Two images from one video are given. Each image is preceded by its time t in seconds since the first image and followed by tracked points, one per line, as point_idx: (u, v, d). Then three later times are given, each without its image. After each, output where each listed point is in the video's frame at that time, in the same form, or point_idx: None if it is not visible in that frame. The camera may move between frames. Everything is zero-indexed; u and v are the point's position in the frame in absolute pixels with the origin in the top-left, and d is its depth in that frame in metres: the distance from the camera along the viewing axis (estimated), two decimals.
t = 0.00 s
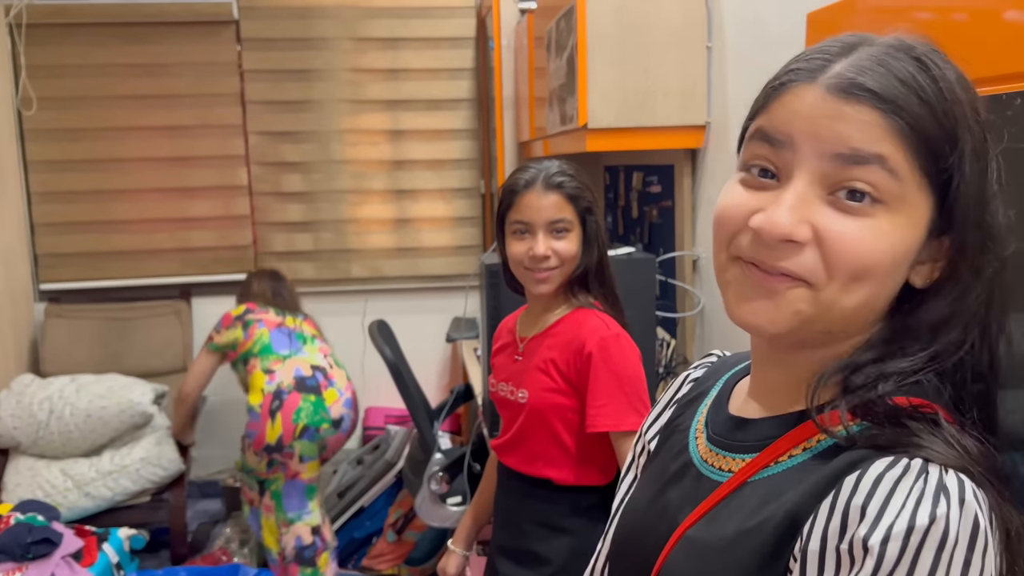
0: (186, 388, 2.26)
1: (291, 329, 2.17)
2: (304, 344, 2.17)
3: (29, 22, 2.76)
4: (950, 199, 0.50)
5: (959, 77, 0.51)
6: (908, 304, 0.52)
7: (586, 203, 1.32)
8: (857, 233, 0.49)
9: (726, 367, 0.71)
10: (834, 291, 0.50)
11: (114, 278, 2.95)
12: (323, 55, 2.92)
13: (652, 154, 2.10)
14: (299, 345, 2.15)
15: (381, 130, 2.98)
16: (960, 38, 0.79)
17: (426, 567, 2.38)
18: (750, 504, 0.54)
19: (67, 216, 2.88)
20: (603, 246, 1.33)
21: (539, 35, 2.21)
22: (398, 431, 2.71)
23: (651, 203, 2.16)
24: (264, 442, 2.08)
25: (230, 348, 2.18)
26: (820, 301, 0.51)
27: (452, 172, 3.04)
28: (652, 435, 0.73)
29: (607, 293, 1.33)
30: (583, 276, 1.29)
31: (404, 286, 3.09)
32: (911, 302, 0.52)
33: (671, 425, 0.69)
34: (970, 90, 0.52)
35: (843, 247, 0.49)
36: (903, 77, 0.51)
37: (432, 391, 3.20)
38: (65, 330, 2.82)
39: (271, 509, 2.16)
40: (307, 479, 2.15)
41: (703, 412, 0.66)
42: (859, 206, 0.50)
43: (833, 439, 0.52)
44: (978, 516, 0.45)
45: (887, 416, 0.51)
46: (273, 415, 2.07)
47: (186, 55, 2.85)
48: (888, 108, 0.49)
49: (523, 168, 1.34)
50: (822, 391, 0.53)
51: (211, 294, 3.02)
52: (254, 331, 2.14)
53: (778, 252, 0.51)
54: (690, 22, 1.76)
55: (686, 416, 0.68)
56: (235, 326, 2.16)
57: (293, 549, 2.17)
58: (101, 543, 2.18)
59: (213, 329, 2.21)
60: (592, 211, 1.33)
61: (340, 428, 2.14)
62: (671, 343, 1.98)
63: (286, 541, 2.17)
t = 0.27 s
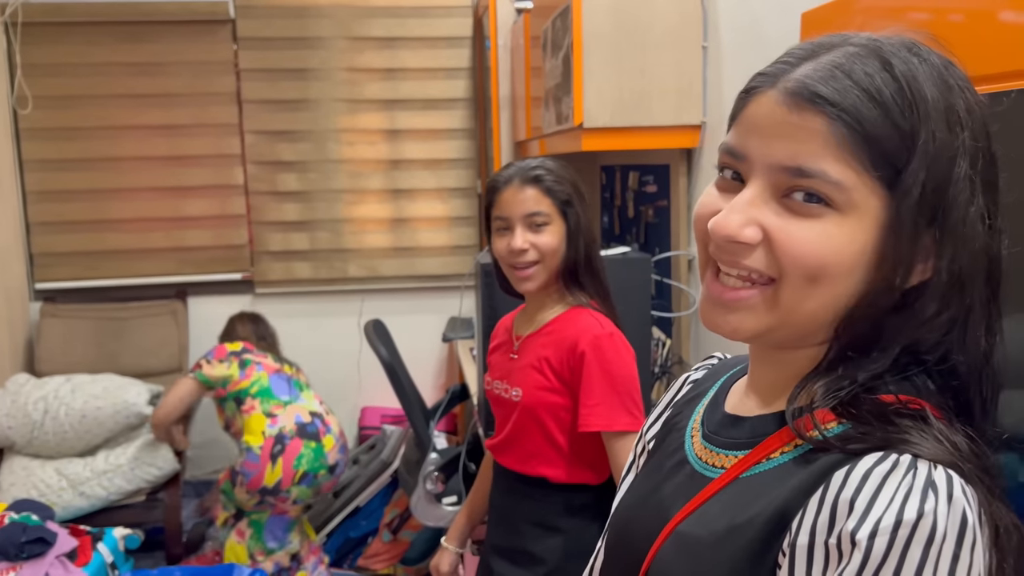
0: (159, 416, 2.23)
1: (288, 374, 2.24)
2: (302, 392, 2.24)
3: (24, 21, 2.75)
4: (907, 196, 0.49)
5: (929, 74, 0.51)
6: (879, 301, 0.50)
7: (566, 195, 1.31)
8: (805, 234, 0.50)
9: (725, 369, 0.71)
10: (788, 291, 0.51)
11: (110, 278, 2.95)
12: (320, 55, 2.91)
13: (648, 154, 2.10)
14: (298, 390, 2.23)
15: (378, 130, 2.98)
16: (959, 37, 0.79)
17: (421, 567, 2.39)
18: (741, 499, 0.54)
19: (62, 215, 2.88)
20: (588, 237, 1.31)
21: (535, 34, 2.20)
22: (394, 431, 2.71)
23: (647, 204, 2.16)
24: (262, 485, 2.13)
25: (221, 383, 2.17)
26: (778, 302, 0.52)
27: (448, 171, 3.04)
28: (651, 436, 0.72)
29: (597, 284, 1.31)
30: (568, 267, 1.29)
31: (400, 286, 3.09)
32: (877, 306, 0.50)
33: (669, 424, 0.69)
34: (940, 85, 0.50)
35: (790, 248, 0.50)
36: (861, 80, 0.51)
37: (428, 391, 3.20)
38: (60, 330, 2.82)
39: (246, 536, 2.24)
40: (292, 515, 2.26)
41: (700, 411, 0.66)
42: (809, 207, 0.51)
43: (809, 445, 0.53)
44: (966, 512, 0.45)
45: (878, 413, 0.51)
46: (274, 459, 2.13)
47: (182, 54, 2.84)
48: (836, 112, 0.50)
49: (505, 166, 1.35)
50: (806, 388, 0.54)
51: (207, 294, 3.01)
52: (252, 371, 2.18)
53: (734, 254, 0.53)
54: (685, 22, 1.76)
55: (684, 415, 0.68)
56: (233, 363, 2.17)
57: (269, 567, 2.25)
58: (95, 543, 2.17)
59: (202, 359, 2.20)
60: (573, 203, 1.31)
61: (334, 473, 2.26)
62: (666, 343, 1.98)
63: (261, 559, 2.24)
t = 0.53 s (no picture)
0: (150, 429, 2.26)
1: (286, 418, 2.28)
2: (299, 436, 2.31)
3: (24, 21, 2.75)
4: (907, 202, 0.49)
5: (929, 79, 0.51)
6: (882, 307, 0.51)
7: (553, 201, 1.30)
8: (807, 239, 0.50)
9: (723, 373, 0.71)
10: (790, 295, 0.51)
11: (108, 278, 2.95)
12: (319, 56, 2.92)
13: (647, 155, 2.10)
14: (296, 437, 2.28)
15: (377, 131, 2.98)
16: (959, 40, 0.79)
17: (420, 567, 2.38)
18: (735, 504, 0.55)
19: (61, 215, 2.88)
20: (579, 240, 1.31)
21: (534, 36, 2.21)
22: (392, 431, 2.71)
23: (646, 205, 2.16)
24: (261, 530, 2.18)
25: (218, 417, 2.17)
26: (780, 306, 0.52)
27: (447, 172, 3.04)
28: (648, 438, 0.72)
29: (591, 286, 1.30)
30: (561, 270, 1.29)
31: (399, 287, 3.09)
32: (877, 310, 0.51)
33: (666, 426, 0.69)
34: (939, 91, 0.51)
35: (793, 253, 0.50)
36: (860, 86, 0.51)
37: (426, 392, 3.20)
38: (59, 330, 2.82)
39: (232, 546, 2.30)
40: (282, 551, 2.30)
41: (698, 414, 0.66)
42: (809, 213, 0.51)
43: (803, 449, 0.53)
44: (957, 519, 0.45)
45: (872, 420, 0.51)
46: (275, 507, 2.19)
47: (181, 55, 2.84)
48: (836, 118, 0.50)
49: (495, 174, 1.35)
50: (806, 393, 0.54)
51: (205, 295, 3.02)
52: (254, 411, 2.21)
53: (736, 258, 0.53)
54: (684, 24, 1.76)
55: (681, 418, 0.68)
56: (235, 398, 2.18)
57: None
58: (94, 544, 2.18)
59: (203, 383, 2.19)
60: (562, 208, 1.30)
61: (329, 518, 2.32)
62: (664, 344, 1.98)
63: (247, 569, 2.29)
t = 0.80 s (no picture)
0: (154, 439, 2.29)
1: (294, 438, 2.30)
2: (307, 455, 2.32)
3: (27, 22, 2.76)
4: (881, 194, 0.49)
5: (908, 73, 0.51)
6: (870, 302, 0.50)
7: (558, 205, 1.29)
8: (785, 234, 0.51)
9: (731, 377, 0.71)
10: (774, 291, 0.52)
11: (110, 279, 2.95)
12: (321, 57, 2.92)
13: (649, 157, 2.10)
14: (305, 457, 2.30)
15: (379, 132, 2.98)
16: (960, 42, 0.80)
17: (421, 569, 2.32)
18: (743, 509, 0.54)
19: (63, 216, 2.88)
20: (582, 244, 1.31)
21: (537, 38, 2.21)
22: (394, 432, 2.71)
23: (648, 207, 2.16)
24: (267, 549, 2.20)
25: (225, 431, 2.19)
26: (767, 302, 0.53)
27: (449, 173, 3.04)
28: (655, 441, 0.72)
29: (593, 290, 1.30)
30: (564, 275, 1.29)
31: (400, 288, 3.09)
32: (865, 306, 0.50)
33: (674, 430, 0.69)
34: (920, 82, 0.50)
35: (771, 249, 0.51)
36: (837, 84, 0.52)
37: (428, 393, 3.20)
38: (61, 330, 2.82)
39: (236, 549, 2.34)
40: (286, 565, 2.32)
41: (706, 418, 0.66)
42: (788, 209, 0.52)
43: (812, 454, 0.52)
44: (967, 527, 0.45)
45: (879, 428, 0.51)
46: (282, 527, 2.21)
47: (183, 56, 2.85)
48: (811, 116, 0.51)
49: (499, 175, 1.35)
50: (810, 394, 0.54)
51: (207, 295, 3.02)
52: (262, 429, 2.23)
53: (720, 255, 0.54)
54: (686, 25, 1.76)
55: (689, 422, 0.68)
56: (243, 415, 2.21)
57: None
58: (96, 544, 2.18)
59: (211, 396, 2.21)
60: (566, 213, 1.30)
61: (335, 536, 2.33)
62: (666, 346, 1.98)
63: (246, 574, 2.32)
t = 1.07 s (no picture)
0: (160, 437, 2.31)
1: (298, 440, 2.30)
2: (311, 458, 2.31)
3: (34, 24, 2.77)
4: (867, 182, 0.50)
5: (894, 67, 0.52)
6: (865, 288, 0.50)
7: (566, 208, 1.30)
8: (777, 227, 0.52)
9: (746, 378, 0.71)
10: (772, 285, 0.53)
11: (117, 280, 2.96)
12: (327, 59, 2.92)
13: (655, 159, 2.10)
14: (308, 461, 2.29)
15: (384, 134, 2.99)
16: (967, 44, 0.79)
17: (426, 570, 2.36)
18: (758, 514, 0.54)
19: (70, 217, 2.89)
20: (590, 246, 1.31)
21: (543, 40, 2.21)
22: (398, 433, 2.71)
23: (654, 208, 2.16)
24: (268, 554, 2.21)
25: (229, 432, 2.21)
26: (766, 297, 0.54)
27: (454, 175, 3.05)
28: (668, 442, 0.72)
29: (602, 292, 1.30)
30: (572, 277, 1.29)
31: (406, 290, 3.10)
32: (862, 292, 0.50)
33: (687, 432, 0.69)
34: (906, 75, 0.51)
35: (765, 242, 0.53)
36: (824, 82, 0.53)
37: (433, 395, 3.20)
38: (67, 331, 2.83)
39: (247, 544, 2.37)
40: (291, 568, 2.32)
41: (720, 421, 0.66)
42: (781, 203, 0.53)
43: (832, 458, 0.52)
44: (987, 538, 0.44)
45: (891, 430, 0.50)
46: (283, 533, 2.20)
47: (190, 58, 2.86)
48: (798, 112, 0.53)
49: (508, 179, 1.36)
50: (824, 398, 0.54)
51: (213, 297, 3.03)
52: (265, 431, 2.24)
53: (720, 252, 0.56)
54: (692, 27, 1.76)
55: (703, 424, 0.68)
56: (247, 416, 2.22)
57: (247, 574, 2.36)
58: (102, 544, 2.18)
59: (217, 395, 2.23)
60: (574, 215, 1.31)
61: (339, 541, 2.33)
62: (672, 348, 1.98)
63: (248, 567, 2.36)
